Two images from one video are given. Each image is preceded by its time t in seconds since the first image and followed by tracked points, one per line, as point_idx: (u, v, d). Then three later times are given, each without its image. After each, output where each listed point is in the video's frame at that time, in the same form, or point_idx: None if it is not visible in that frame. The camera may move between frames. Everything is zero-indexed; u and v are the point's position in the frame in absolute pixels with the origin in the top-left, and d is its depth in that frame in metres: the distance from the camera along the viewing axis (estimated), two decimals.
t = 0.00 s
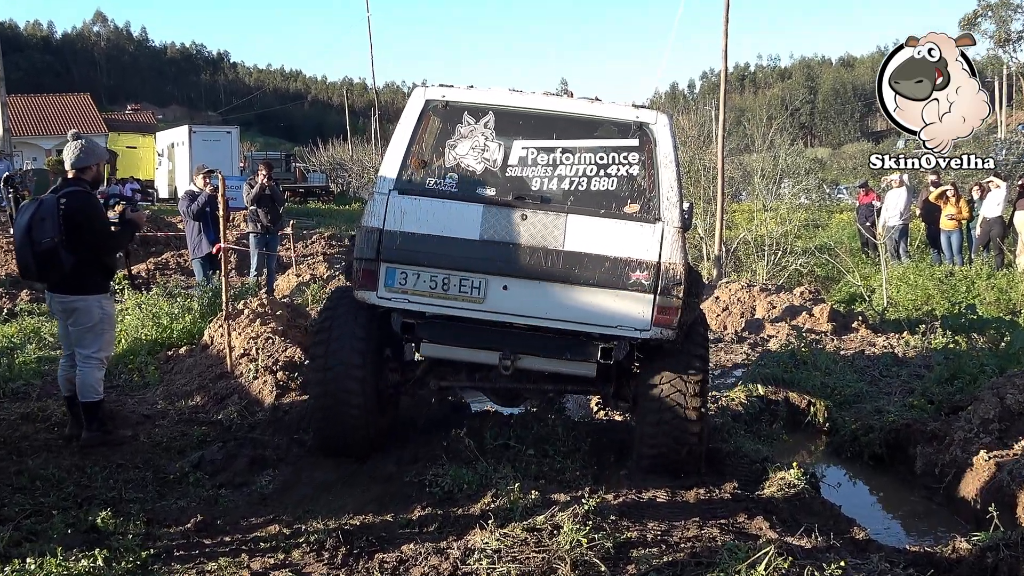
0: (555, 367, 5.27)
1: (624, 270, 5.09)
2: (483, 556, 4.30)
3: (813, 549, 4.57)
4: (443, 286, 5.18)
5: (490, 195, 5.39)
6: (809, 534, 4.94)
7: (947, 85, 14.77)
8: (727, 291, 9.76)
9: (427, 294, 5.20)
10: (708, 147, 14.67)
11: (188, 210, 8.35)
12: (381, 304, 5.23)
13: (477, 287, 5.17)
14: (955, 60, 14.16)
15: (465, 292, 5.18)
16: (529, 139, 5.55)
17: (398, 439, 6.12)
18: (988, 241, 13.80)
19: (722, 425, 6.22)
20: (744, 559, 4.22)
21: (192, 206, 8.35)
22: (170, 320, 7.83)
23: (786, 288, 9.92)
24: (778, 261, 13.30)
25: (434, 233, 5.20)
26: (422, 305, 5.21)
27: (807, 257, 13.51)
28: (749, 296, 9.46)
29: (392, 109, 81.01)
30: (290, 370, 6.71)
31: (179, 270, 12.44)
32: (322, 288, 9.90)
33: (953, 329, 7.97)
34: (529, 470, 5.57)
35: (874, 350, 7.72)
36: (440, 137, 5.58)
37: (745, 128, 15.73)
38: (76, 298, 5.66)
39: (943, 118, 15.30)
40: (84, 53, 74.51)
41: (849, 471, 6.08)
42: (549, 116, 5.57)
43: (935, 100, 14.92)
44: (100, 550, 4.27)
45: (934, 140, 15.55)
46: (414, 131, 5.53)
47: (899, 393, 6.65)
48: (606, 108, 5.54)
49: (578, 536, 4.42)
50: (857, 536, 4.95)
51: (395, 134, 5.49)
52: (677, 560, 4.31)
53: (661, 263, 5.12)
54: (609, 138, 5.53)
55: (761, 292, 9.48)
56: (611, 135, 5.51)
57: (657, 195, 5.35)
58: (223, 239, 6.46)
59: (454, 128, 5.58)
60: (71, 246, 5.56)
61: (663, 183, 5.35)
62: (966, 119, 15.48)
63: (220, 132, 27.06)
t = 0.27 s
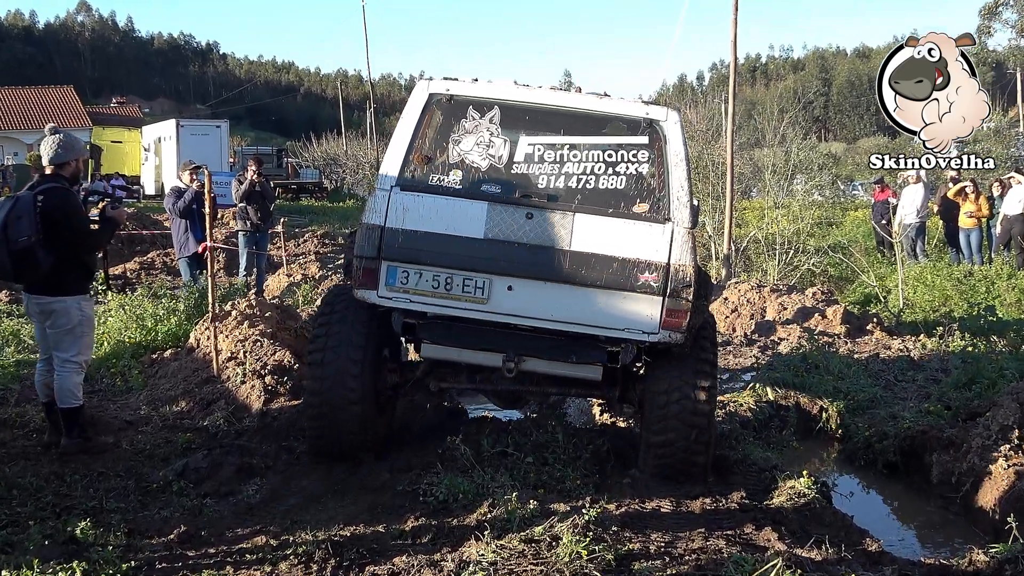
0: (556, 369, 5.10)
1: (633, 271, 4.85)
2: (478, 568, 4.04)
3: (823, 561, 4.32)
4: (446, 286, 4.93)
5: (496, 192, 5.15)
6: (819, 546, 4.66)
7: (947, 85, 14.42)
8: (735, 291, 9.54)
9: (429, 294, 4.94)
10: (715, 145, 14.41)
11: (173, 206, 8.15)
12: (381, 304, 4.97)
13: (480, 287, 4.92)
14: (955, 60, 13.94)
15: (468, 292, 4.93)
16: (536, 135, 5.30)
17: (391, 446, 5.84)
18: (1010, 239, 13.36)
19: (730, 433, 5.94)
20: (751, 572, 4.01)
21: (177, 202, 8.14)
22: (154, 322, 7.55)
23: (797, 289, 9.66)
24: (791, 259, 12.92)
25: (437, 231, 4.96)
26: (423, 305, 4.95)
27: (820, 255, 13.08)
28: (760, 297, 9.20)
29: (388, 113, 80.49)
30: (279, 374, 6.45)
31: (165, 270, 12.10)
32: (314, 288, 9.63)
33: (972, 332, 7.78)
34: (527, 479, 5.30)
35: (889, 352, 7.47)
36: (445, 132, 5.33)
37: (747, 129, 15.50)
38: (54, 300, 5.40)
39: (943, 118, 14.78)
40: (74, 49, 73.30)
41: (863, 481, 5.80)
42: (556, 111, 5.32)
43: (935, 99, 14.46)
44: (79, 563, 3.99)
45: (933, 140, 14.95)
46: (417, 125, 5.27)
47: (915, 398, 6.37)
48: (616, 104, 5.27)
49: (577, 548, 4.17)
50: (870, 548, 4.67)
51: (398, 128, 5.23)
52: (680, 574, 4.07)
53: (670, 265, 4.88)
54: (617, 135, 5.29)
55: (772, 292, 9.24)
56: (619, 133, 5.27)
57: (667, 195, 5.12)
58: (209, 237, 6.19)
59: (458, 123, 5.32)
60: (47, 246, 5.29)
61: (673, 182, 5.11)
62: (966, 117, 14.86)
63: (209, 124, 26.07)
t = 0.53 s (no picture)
0: (558, 370, 4.95)
1: (639, 270, 4.69)
2: None
3: (835, 571, 4.11)
4: (448, 285, 4.75)
5: (498, 189, 4.96)
6: (829, 555, 4.43)
7: (948, 84, 14.43)
8: (742, 292, 9.36)
9: (430, 293, 4.77)
10: (722, 137, 14.10)
11: (159, 205, 7.90)
12: (381, 303, 4.79)
13: (483, 286, 4.75)
14: (955, 60, 14.04)
15: (470, 291, 4.75)
16: (540, 131, 5.10)
17: (384, 453, 5.61)
18: None
19: (736, 437, 5.71)
20: None
21: (164, 201, 7.89)
22: (139, 326, 7.32)
23: (805, 289, 9.45)
24: (798, 259, 12.74)
25: (439, 229, 4.80)
26: (424, 305, 4.78)
27: (829, 256, 12.90)
28: (767, 297, 9.05)
29: (383, 117, 80.18)
30: (268, 380, 6.22)
31: (152, 271, 11.81)
32: (305, 290, 9.40)
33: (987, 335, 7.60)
34: (526, 487, 5.09)
35: (901, 354, 7.27)
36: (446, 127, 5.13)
37: (747, 129, 15.31)
38: (34, 303, 5.17)
39: (943, 118, 14.47)
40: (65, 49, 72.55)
41: (874, 487, 5.54)
42: (560, 107, 5.12)
43: (935, 99, 14.35)
44: None
45: (932, 142, 14.61)
46: (418, 120, 5.07)
47: (928, 402, 6.16)
48: (621, 99, 5.09)
49: (578, 559, 3.96)
50: (881, 557, 4.43)
51: (398, 123, 5.03)
52: None
53: (677, 264, 4.71)
54: (623, 132, 5.09)
55: (779, 293, 9.05)
56: (625, 129, 5.07)
57: (675, 192, 4.91)
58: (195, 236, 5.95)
59: (460, 118, 5.13)
60: (27, 246, 5.07)
61: (681, 180, 4.92)
62: (966, 119, 14.48)
63: (195, 120, 25.54)
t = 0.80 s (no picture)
0: (560, 369, 4.97)
1: (639, 270, 4.73)
2: None
3: (834, 571, 4.08)
4: (450, 285, 4.78)
5: (500, 190, 5.00)
6: (828, 555, 4.40)
7: (947, 84, 14.45)
8: (741, 292, 9.35)
9: (432, 293, 4.79)
10: (721, 137, 14.05)
11: (156, 209, 7.89)
12: (385, 304, 4.81)
13: (485, 286, 4.78)
14: (956, 60, 14.01)
15: (472, 291, 4.78)
16: (541, 133, 5.12)
17: (383, 455, 5.59)
18: None
19: (735, 438, 5.67)
20: None
21: (161, 205, 7.88)
22: (136, 330, 7.30)
23: (804, 288, 9.43)
24: (798, 259, 12.58)
25: (442, 230, 4.82)
26: (427, 305, 4.80)
27: (828, 254, 12.84)
28: (766, 297, 9.03)
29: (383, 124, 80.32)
30: (266, 384, 6.20)
31: (148, 276, 11.76)
32: (303, 294, 9.39)
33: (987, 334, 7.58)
34: (525, 489, 5.06)
35: (900, 353, 7.24)
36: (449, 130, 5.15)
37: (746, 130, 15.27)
38: (30, 309, 5.15)
39: (943, 118, 14.57)
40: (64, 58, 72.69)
41: (874, 486, 5.47)
42: (561, 109, 5.13)
43: (935, 99, 14.38)
44: None
45: (934, 141, 14.66)
46: (421, 123, 5.09)
47: (927, 401, 6.12)
48: (622, 101, 5.10)
49: (576, 561, 3.93)
50: (881, 557, 4.41)
51: (401, 125, 5.06)
52: None
53: (677, 265, 4.76)
54: (623, 134, 5.10)
55: (779, 293, 9.02)
56: (626, 131, 5.08)
57: (674, 194, 4.93)
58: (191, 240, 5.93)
59: (462, 121, 5.14)
60: (23, 252, 5.05)
61: (681, 181, 4.93)
62: (967, 119, 14.64)
63: (192, 126, 25.56)
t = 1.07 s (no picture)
0: (560, 369, 5.03)
1: (639, 272, 4.77)
2: None
3: (832, 572, 4.08)
4: (453, 286, 4.80)
5: (503, 192, 5.04)
6: (826, 557, 4.40)
7: (948, 84, 14.45)
8: (740, 293, 9.36)
9: (435, 294, 4.81)
10: (720, 138, 14.04)
11: (156, 211, 7.89)
12: (387, 304, 4.83)
13: (487, 287, 4.80)
14: (956, 60, 13.97)
15: (474, 292, 4.81)
16: (543, 135, 5.15)
17: (381, 456, 5.59)
18: None
19: (734, 439, 5.67)
20: None
21: (161, 206, 7.87)
22: (135, 332, 7.29)
23: (803, 289, 9.43)
24: (796, 261, 12.66)
25: (444, 231, 4.84)
26: (430, 306, 4.82)
27: (827, 255, 12.84)
28: (766, 299, 9.04)
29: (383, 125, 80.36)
30: (265, 385, 6.19)
31: (146, 277, 11.76)
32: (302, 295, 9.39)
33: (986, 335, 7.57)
34: (523, 490, 5.06)
35: (899, 354, 7.24)
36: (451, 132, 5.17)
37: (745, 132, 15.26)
38: (28, 311, 5.15)
39: (943, 118, 14.60)
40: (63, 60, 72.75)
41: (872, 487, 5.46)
42: (562, 111, 5.16)
43: (935, 99, 14.39)
44: None
45: (933, 140, 14.75)
46: (423, 124, 5.10)
47: (926, 402, 6.12)
48: (622, 104, 5.13)
49: (574, 562, 3.93)
50: (879, 558, 4.40)
51: (403, 127, 5.07)
52: None
53: (677, 266, 4.80)
54: (624, 137, 5.14)
55: (778, 294, 9.03)
56: (626, 134, 5.12)
57: (674, 196, 4.98)
58: (190, 241, 5.93)
59: (464, 123, 5.16)
60: (22, 254, 5.05)
61: (681, 184, 4.98)
62: (967, 119, 14.67)
63: (191, 128, 25.58)
